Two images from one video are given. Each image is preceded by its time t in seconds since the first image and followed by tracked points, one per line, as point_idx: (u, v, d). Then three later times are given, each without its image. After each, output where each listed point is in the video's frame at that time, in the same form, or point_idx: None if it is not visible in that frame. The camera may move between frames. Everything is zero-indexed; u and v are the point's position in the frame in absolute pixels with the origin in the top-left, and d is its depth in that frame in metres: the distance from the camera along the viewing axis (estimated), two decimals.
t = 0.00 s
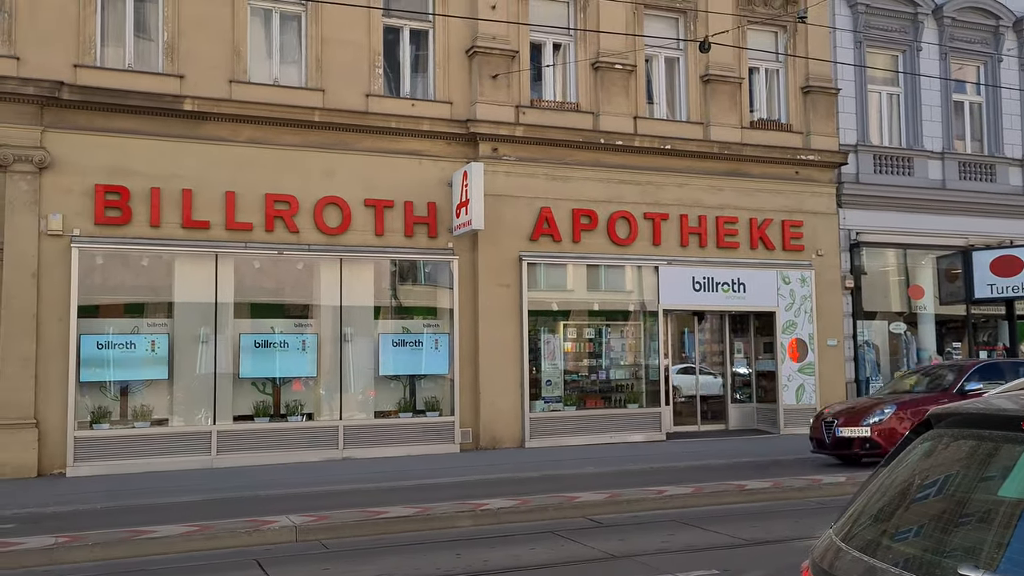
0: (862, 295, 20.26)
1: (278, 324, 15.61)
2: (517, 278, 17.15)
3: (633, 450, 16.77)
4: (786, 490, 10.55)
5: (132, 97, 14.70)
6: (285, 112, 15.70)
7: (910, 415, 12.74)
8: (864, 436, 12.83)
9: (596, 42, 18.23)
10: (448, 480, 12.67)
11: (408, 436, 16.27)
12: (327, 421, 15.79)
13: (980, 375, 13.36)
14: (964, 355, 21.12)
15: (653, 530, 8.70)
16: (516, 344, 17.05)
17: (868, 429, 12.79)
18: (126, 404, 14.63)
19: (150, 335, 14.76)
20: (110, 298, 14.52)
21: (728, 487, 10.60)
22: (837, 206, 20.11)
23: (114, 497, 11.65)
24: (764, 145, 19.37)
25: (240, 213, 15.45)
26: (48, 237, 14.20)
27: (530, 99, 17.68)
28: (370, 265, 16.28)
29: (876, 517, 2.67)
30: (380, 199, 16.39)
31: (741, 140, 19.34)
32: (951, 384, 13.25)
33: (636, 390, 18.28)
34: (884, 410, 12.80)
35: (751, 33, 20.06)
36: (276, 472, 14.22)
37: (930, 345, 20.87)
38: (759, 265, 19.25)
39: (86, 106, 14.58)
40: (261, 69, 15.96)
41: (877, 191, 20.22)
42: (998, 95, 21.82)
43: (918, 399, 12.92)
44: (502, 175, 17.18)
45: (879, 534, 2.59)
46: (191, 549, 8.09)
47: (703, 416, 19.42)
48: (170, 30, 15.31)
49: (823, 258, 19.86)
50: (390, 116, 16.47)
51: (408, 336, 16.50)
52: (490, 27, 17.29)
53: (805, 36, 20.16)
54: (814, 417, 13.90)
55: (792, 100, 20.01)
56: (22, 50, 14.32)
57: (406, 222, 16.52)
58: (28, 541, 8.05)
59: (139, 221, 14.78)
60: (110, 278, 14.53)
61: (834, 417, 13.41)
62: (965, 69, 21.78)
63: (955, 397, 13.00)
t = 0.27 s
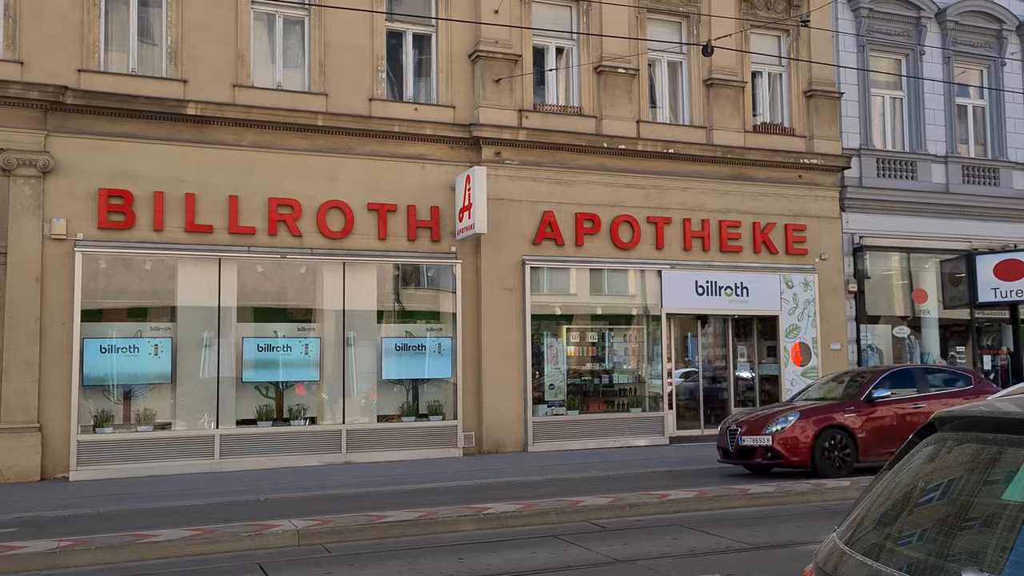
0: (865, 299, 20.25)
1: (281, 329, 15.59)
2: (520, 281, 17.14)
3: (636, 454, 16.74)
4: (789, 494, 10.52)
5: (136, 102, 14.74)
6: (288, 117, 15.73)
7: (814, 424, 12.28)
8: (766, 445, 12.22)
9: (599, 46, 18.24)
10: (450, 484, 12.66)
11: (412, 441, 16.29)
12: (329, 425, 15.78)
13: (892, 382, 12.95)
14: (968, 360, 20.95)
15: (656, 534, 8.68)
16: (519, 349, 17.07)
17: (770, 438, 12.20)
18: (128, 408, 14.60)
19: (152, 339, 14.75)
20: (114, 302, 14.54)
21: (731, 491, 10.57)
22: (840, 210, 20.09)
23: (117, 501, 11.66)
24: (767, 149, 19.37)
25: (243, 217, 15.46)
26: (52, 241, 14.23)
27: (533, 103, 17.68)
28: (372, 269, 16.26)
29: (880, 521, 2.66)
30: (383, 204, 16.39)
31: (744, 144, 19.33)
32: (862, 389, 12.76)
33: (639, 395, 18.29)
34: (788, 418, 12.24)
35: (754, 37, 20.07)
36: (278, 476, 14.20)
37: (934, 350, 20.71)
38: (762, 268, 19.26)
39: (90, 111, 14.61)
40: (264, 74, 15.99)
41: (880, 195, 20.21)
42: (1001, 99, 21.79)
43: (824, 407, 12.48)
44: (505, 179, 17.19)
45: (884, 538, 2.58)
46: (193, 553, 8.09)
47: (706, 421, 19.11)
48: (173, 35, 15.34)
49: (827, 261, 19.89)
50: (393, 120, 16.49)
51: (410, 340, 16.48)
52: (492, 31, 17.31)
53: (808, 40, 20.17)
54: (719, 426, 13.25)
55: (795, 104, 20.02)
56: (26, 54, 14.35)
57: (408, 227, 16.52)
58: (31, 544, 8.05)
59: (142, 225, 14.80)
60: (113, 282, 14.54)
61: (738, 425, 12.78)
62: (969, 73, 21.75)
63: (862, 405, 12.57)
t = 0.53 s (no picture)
0: (867, 302, 20.28)
1: (283, 331, 15.61)
2: (522, 284, 17.15)
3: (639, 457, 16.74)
4: (791, 496, 10.52)
5: (138, 105, 14.76)
6: (290, 120, 15.75)
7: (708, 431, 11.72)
8: (658, 454, 11.61)
9: (601, 48, 18.24)
10: (452, 487, 12.66)
11: (412, 443, 16.27)
12: (331, 428, 15.79)
13: (796, 388, 12.51)
14: (971, 362, 20.93)
15: (658, 537, 8.67)
16: (521, 352, 17.05)
17: (663, 446, 11.59)
18: (131, 411, 14.60)
19: (155, 342, 14.77)
20: (116, 304, 14.54)
21: (733, 494, 10.56)
22: (842, 213, 20.09)
23: (119, 504, 11.65)
24: (769, 152, 19.38)
25: (245, 220, 15.48)
26: (54, 244, 14.25)
27: (534, 106, 17.69)
28: (374, 271, 16.26)
29: (882, 525, 2.66)
30: (385, 206, 16.41)
31: (746, 146, 19.34)
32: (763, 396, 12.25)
33: (641, 397, 18.30)
34: (682, 425, 11.65)
35: (756, 39, 20.07)
36: (280, 478, 14.21)
37: (936, 353, 20.69)
38: (764, 271, 19.26)
39: (92, 114, 14.63)
40: (266, 77, 16.01)
41: (882, 197, 20.21)
42: (1003, 102, 21.78)
43: (719, 414, 11.91)
44: (506, 181, 17.20)
45: (886, 541, 2.58)
46: (195, 556, 8.08)
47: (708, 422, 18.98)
48: (175, 38, 15.35)
49: (829, 263, 19.91)
50: (395, 123, 16.50)
51: (412, 343, 16.47)
52: (494, 34, 17.33)
53: (810, 42, 20.18)
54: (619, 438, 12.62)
55: (796, 107, 20.02)
56: (29, 58, 14.37)
57: (410, 229, 16.53)
58: (33, 547, 8.05)
59: (145, 228, 14.82)
60: (115, 285, 14.55)
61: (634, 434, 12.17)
62: (971, 75, 21.73)
63: (761, 412, 12.09)
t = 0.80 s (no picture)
0: (869, 303, 20.25)
1: (285, 332, 15.63)
2: (523, 285, 17.14)
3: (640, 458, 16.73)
4: (792, 498, 10.51)
5: (140, 106, 14.78)
6: (292, 121, 15.76)
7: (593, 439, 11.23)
8: (541, 462, 11.16)
9: (602, 50, 18.24)
10: (453, 488, 12.64)
11: (414, 445, 16.28)
12: (332, 429, 15.79)
13: (693, 395, 12.06)
14: (972, 364, 20.90)
15: (660, 538, 8.67)
16: (522, 354, 17.05)
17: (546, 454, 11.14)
18: (132, 412, 14.62)
19: (156, 343, 14.78)
20: (117, 306, 14.55)
21: (735, 495, 10.55)
22: (844, 214, 20.08)
23: (120, 505, 11.65)
24: (770, 154, 19.37)
25: (247, 221, 15.49)
26: (56, 246, 14.28)
27: (536, 107, 17.69)
28: (376, 273, 16.27)
29: (884, 526, 2.65)
30: (386, 208, 16.42)
31: (747, 148, 19.33)
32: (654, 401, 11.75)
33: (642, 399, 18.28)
34: (566, 431, 11.18)
35: (757, 41, 20.07)
36: (281, 480, 14.22)
37: (938, 355, 20.73)
38: (765, 272, 19.24)
39: (94, 116, 14.64)
40: (268, 78, 16.01)
41: (884, 198, 20.19)
42: (1004, 103, 21.76)
43: (606, 421, 11.41)
44: (508, 183, 17.21)
45: (888, 542, 2.57)
46: (196, 557, 8.08)
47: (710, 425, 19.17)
48: (177, 40, 15.36)
49: (831, 265, 19.90)
50: (396, 125, 16.51)
51: (414, 344, 16.47)
52: (496, 36, 17.34)
53: (811, 44, 20.18)
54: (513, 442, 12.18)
55: (798, 109, 20.01)
56: (31, 59, 14.39)
57: (412, 231, 16.54)
58: (35, 548, 8.05)
59: (146, 229, 14.83)
60: (116, 286, 14.56)
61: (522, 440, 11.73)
62: (972, 77, 21.72)
63: (651, 418, 11.58)
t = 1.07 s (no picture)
0: (870, 305, 20.20)
1: (286, 334, 15.62)
2: (525, 286, 17.15)
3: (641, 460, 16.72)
4: (794, 499, 10.50)
5: (142, 107, 14.79)
6: (293, 122, 15.76)
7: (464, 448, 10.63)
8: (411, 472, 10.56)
9: (604, 51, 18.24)
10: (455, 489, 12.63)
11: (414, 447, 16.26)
12: (334, 431, 15.78)
13: (580, 398, 11.48)
14: (974, 365, 20.88)
15: (662, 539, 8.66)
16: (523, 355, 17.06)
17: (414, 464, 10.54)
18: (134, 413, 14.62)
19: (158, 344, 14.78)
20: (118, 307, 14.55)
21: (737, 496, 10.53)
22: (845, 215, 20.06)
23: (121, 506, 11.64)
24: (772, 154, 19.37)
25: (248, 222, 15.50)
26: (57, 247, 14.29)
27: (537, 108, 17.69)
28: (378, 274, 16.27)
29: (886, 527, 2.64)
30: (388, 209, 16.41)
31: (748, 149, 19.33)
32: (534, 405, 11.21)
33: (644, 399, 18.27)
34: (436, 440, 10.60)
35: (759, 42, 20.07)
36: (283, 481, 14.21)
37: (939, 356, 20.73)
38: (767, 273, 19.23)
39: (96, 116, 14.65)
40: (269, 79, 16.02)
41: (886, 199, 20.17)
42: (1006, 103, 21.76)
43: (481, 428, 10.83)
44: (509, 184, 17.21)
45: (890, 543, 2.57)
46: (197, 558, 8.07)
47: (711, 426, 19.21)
48: (178, 41, 15.37)
49: (831, 266, 19.88)
50: (398, 125, 16.51)
51: (415, 345, 16.46)
52: (497, 37, 17.35)
53: (813, 44, 20.19)
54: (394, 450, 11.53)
55: (799, 110, 20.02)
56: (32, 60, 14.40)
57: (413, 232, 16.54)
58: (36, 549, 8.05)
59: (147, 230, 14.84)
60: (118, 287, 14.56)
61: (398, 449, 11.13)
62: (973, 77, 21.73)
63: (529, 424, 11.01)
